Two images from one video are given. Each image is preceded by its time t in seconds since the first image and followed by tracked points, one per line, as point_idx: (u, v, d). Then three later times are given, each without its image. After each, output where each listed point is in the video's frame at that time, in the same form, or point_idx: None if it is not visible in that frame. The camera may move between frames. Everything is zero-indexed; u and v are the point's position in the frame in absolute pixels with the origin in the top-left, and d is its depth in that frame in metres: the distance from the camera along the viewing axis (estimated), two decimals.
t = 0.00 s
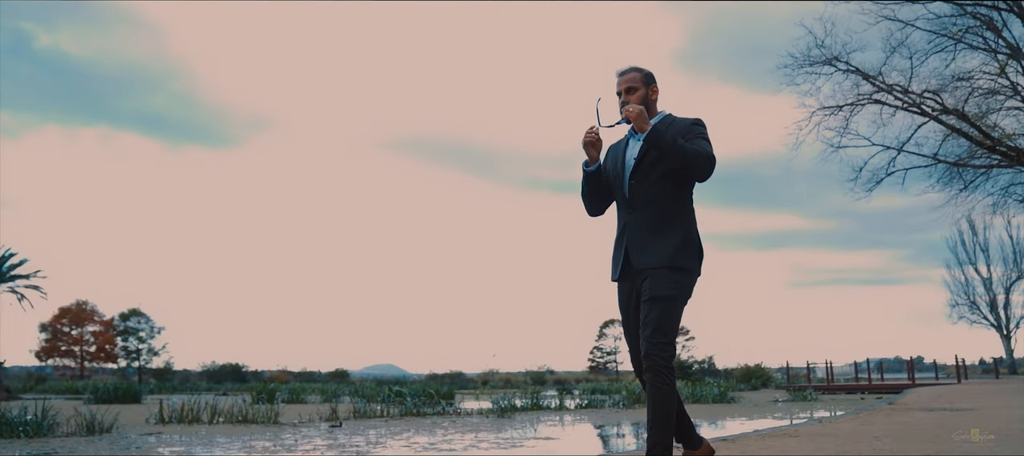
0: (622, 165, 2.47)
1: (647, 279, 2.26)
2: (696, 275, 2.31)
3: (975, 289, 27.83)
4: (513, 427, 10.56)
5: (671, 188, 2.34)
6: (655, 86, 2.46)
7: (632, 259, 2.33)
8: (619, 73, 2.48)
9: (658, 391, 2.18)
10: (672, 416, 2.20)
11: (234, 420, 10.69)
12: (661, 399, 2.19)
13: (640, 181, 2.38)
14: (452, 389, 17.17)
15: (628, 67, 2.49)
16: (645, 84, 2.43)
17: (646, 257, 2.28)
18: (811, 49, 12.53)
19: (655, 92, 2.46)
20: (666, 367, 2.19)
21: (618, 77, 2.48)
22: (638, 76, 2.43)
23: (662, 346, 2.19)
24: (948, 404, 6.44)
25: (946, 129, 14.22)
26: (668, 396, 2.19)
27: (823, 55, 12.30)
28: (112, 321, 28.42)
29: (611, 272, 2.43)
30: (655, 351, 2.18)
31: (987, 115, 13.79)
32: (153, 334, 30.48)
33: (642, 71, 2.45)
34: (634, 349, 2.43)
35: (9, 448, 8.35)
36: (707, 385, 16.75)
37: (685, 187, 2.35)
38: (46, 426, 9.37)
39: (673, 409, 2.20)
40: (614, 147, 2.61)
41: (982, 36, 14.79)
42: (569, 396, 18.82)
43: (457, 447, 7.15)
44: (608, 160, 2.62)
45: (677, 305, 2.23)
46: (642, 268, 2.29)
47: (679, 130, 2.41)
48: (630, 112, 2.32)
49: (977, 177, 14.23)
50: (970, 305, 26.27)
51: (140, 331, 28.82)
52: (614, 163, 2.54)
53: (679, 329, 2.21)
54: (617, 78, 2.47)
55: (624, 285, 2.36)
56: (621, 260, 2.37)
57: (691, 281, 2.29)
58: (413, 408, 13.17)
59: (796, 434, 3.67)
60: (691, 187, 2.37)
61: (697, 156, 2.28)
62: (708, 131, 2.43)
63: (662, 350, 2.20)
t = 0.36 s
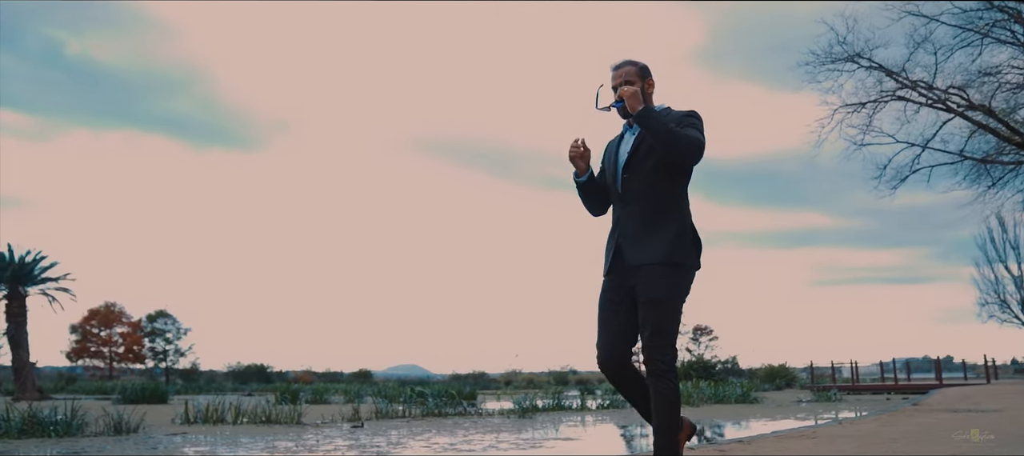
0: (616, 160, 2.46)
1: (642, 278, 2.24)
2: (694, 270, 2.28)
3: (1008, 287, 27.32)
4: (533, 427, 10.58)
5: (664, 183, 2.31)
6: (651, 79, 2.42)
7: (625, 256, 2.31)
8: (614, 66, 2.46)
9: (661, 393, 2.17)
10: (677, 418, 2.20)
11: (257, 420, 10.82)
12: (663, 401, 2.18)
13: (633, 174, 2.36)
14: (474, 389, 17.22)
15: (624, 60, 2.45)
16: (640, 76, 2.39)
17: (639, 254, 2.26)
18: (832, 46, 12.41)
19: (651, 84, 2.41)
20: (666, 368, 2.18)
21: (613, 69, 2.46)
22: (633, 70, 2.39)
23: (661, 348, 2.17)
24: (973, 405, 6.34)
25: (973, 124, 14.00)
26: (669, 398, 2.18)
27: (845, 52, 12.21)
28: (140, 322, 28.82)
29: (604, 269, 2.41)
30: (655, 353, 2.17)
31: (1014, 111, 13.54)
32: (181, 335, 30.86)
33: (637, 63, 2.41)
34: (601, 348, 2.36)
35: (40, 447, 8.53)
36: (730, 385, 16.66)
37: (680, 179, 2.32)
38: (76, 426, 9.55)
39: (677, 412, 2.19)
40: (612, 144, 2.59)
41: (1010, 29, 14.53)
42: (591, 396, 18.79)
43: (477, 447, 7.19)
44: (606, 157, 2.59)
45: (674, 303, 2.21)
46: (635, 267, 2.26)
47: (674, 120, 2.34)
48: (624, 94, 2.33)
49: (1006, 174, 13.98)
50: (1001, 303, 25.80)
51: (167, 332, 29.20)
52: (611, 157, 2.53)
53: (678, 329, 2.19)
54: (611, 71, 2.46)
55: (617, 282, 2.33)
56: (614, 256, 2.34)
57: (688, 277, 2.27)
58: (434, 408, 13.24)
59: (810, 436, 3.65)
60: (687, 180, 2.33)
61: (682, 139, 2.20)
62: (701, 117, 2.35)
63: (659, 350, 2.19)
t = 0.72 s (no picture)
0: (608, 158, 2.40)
1: (638, 275, 2.19)
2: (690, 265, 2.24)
3: None
4: (552, 427, 10.57)
5: (656, 176, 2.25)
6: (644, 72, 2.34)
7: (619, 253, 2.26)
8: (607, 62, 2.39)
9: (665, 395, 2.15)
10: (680, 419, 2.18)
11: (278, 420, 10.91)
12: (667, 403, 2.16)
13: (625, 169, 2.30)
14: (494, 389, 17.23)
15: (618, 55, 2.39)
16: (633, 72, 2.32)
17: (634, 251, 2.21)
18: (853, 42, 12.30)
19: (644, 79, 2.34)
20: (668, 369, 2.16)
21: (607, 65, 2.40)
22: (626, 64, 2.33)
23: (663, 349, 2.15)
24: (997, 406, 6.24)
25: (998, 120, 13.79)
26: (675, 400, 2.16)
27: (867, 48, 12.09)
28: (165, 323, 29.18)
29: (595, 267, 2.36)
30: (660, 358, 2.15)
31: None
32: (205, 336, 31.22)
33: (630, 59, 2.35)
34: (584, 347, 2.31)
35: (66, 446, 8.63)
36: (751, 384, 16.54)
37: (673, 171, 2.25)
38: (100, 424, 9.65)
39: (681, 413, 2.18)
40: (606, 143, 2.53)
41: None
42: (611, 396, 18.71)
43: (494, 447, 7.20)
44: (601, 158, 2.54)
45: (671, 301, 2.18)
46: (630, 264, 2.22)
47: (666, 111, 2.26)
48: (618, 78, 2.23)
49: None
50: None
51: (190, 333, 29.51)
52: (603, 153, 2.47)
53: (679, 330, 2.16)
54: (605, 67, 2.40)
55: (611, 280, 2.29)
56: (609, 254, 2.30)
57: (684, 273, 2.23)
58: (453, 408, 13.27)
59: (826, 436, 3.62)
60: (681, 174, 2.27)
61: (676, 128, 2.11)
62: (693, 108, 2.27)
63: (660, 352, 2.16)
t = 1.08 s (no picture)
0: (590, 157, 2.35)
1: (628, 273, 2.15)
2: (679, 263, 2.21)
3: None
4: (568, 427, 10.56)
5: (640, 172, 2.20)
6: (626, 69, 2.31)
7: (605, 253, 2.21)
8: (589, 59, 2.37)
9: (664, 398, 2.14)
10: (678, 418, 2.18)
11: (296, 420, 10.98)
12: (664, 403, 2.16)
13: (608, 166, 2.25)
14: (511, 389, 17.23)
15: (599, 53, 2.35)
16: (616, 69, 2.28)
17: (620, 249, 2.17)
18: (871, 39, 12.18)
19: (627, 76, 2.30)
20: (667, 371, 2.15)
21: (587, 63, 2.36)
22: (608, 61, 2.31)
23: (658, 352, 2.14)
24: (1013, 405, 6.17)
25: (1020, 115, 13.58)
26: (672, 400, 2.16)
27: (884, 44, 11.98)
28: (186, 324, 29.52)
29: (580, 268, 2.30)
30: (657, 360, 2.14)
31: None
32: (225, 336, 31.52)
33: (612, 56, 2.32)
34: (572, 353, 2.27)
35: (89, 445, 8.75)
36: (770, 384, 16.41)
37: (657, 167, 2.21)
38: (122, 424, 9.74)
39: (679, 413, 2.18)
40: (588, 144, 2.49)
41: None
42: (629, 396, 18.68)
43: (508, 447, 7.19)
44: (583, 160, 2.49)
45: (663, 302, 2.15)
46: (617, 263, 2.17)
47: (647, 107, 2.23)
48: (601, 73, 2.20)
49: None
50: None
51: (211, 334, 29.81)
52: (584, 153, 2.42)
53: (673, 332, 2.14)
54: (585, 65, 2.36)
55: (597, 282, 2.24)
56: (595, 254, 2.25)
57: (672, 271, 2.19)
58: (470, 409, 13.28)
59: (838, 436, 3.60)
60: (665, 171, 2.23)
61: (659, 121, 2.08)
62: (676, 102, 2.24)
63: (655, 354, 2.15)
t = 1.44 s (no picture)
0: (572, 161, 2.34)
1: (610, 277, 2.14)
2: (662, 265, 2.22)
3: None
4: (586, 427, 10.55)
5: (623, 175, 2.21)
6: (607, 70, 2.31)
7: (587, 256, 2.20)
8: (568, 62, 2.36)
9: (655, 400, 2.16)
10: (674, 419, 2.21)
11: (315, 420, 11.05)
12: (657, 406, 2.18)
13: (589, 169, 2.25)
14: (530, 389, 17.21)
15: (579, 54, 2.35)
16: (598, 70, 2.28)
17: (603, 252, 2.16)
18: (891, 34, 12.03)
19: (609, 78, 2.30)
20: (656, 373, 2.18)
21: (567, 65, 2.36)
22: (589, 64, 2.30)
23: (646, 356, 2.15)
24: None
25: None
26: (664, 403, 2.18)
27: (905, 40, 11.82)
28: (207, 325, 29.81)
29: (562, 273, 2.28)
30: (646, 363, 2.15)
31: None
32: (247, 337, 31.79)
33: (592, 57, 2.32)
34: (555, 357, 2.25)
35: (112, 445, 8.85)
36: (790, 384, 16.28)
37: (638, 168, 2.22)
38: (145, 424, 9.83)
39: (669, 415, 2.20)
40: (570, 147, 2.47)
41: None
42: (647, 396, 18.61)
43: (524, 447, 7.18)
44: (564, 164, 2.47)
45: (649, 304, 2.16)
46: (600, 266, 2.16)
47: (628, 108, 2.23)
48: (581, 73, 2.21)
49: None
50: None
51: (232, 335, 30.08)
52: (565, 156, 2.41)
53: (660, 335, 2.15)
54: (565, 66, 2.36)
55: (578, 287, 2.22)
56: (576, 259, 2.24)
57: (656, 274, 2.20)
58: (489, 409, 13.31)
59: (852, 437, 3.56)
60: (647, 173, 2.24)
61: (640, 121, 2.08)
62: (656, 102, 2.25)
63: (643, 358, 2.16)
